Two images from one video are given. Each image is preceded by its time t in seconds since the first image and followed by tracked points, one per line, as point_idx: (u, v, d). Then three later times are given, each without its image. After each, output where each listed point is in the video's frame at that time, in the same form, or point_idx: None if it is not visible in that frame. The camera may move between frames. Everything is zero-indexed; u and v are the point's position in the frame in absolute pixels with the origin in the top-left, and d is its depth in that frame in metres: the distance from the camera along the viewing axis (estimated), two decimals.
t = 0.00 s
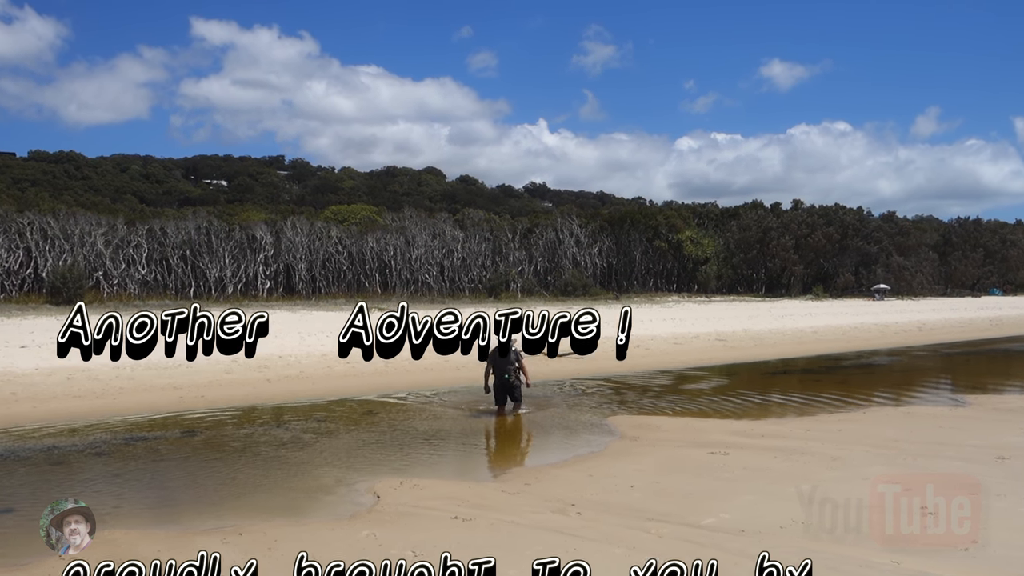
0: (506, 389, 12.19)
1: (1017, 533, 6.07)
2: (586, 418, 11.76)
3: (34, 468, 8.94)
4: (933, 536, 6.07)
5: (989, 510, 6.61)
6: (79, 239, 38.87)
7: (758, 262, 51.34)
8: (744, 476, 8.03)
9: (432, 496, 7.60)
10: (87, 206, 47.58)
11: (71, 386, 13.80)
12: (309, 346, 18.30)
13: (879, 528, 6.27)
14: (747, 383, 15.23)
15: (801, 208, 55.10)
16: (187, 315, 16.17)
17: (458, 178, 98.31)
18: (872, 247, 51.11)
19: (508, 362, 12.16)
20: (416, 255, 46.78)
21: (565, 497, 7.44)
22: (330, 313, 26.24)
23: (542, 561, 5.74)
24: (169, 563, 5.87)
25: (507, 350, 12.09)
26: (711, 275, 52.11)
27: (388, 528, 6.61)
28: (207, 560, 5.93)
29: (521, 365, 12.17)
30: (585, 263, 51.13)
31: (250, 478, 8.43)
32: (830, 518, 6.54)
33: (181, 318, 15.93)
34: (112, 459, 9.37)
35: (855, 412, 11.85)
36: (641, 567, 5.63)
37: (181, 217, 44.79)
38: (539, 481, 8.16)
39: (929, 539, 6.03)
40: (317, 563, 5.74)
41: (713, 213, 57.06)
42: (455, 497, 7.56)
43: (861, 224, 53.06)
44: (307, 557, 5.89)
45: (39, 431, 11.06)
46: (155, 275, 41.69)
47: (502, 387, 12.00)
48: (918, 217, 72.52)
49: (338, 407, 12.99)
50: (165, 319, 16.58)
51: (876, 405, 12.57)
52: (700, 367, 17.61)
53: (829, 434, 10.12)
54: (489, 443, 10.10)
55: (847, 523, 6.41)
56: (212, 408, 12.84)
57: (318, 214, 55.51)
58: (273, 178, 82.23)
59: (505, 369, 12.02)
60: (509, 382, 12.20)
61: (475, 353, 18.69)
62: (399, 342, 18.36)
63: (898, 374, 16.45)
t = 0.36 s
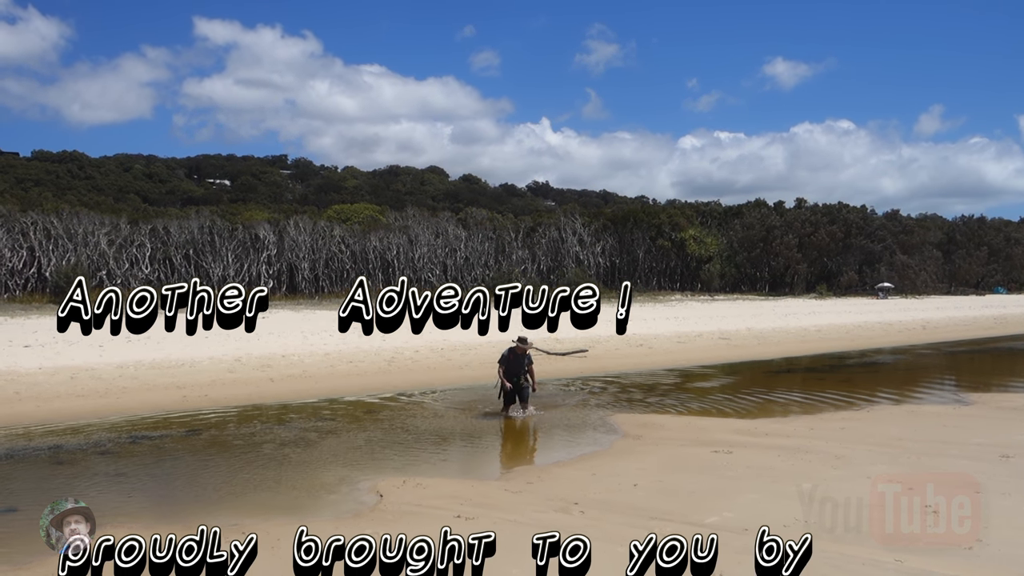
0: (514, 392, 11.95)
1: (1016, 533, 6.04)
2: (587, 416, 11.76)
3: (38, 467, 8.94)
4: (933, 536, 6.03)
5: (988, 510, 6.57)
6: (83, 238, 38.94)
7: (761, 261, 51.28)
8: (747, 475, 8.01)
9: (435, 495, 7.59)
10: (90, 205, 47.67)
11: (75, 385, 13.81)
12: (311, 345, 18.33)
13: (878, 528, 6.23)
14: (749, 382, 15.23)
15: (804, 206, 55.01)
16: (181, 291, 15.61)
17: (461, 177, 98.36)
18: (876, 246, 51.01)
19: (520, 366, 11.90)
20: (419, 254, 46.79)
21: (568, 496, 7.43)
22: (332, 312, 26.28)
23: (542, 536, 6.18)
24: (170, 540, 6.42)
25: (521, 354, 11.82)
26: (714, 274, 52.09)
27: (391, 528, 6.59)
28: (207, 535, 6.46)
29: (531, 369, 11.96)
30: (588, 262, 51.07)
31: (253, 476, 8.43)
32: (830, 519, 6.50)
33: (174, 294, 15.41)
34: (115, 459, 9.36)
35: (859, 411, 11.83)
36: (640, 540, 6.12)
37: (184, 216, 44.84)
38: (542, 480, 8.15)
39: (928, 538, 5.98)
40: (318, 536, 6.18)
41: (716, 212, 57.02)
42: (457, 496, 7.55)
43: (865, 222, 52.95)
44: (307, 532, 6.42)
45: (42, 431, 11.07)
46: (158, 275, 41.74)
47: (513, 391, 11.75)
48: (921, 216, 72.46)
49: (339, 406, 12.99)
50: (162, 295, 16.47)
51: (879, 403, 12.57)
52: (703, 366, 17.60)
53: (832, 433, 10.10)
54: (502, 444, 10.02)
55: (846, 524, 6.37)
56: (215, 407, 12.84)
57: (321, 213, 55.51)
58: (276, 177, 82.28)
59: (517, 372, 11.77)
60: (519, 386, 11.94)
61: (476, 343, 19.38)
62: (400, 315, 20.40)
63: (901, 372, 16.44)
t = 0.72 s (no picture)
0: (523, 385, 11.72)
1: (1016, 531, 5.99)
2: (589, 412, 11.76)
3: (39, 461, 8.97)
4: (932, 536, 5.95)
5: (989, 511, 6.47)
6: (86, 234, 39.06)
7: (764, 257, 51.28)
8: (748, 470, 8.01)
9: (436, 490, 7.62)
10: (93, 200, 47.75)
11: (78, 380, 13.87)
12: (313, 340, 18.36)
13: (877, 528, 6.16)
14: (752, 377, 15.23)
15: (807, 202, 54.94)
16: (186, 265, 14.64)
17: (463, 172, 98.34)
18: (878, 243, 50.94)
19: (530, 357, 11.71)
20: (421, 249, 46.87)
21: (569, 491, 7.44)
22: (334, 307, 26.33)
23: (542, 512, 6.71)
24: (171, 513, 6.94)
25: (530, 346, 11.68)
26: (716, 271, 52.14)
27: (390, 520, 6.66)
28: (206, 511, 6.99)
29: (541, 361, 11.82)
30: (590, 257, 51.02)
31: (255, 471, 8.46)
32: (828, 518, 6.42)
33: (179, 267, 14.40)
34: (117, 453, 9.40)
35: (861, 407, 11.82)
36: (640, 515, 6.67)
37: (187, 211, 44.90)
38: (542, 475, 8.15)
39: (928, 539, 5.90)
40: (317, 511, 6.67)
41: (718, 208, 57.03)
42: (457, 491, 7.57)
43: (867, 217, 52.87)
44: (306, 507, 7.00)
45: (45, 424, 11.11)
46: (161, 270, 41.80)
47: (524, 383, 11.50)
48: (924, 212, 72.33)
49: (340, 401, 13.01)
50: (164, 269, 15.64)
51: (881, 399, 12.56)
52: (704, 361, 17.61)
53: (834, 429, 10.09)
54: (507, 439, 9.97)
55: (844, 524, 6.29)
56: (217, 402, 12.87)
57: (323, 208, 55.51)
58: (278, 172, 82.34)
59: (528, 364, 11.59)
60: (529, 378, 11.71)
61: (480, 339, 19.40)
62: (400, 290, 20.94)
63: (903, 368, 16.43)
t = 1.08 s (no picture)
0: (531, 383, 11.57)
1: (1018, 531, 5.93)
2: (591, 408, 11.75)
3: (41, 456, 8.98)
4: (933, 537, 5.86)
5: (990, 511, 6.37)
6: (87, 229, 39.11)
7: (765, 253, 51.25)
8: (748, 467, 7.99)
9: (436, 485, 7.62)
10: (94, 195, 47.75)
11: (79, 374, 13.88)
12: (314, 335, 18.37)
13: (877, 528, 6.07)
14: (752, 373, 15.21)
15: (808, 198, 54.85)
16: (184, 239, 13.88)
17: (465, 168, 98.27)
18: (879, 239, 50.80)
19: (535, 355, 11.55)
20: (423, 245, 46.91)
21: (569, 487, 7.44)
22: (335, 303, 26.34)
23: (542, 486, 7.32)
24: (171, 487, 7.56)
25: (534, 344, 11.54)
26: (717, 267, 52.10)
27: (390, 516, 6.66)
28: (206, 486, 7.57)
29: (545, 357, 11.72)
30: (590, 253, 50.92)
31: (255, 466, 8.46)
32: (828, 518, 6.33)
33: (177, 245, 13.69)
34: (118, 448, 9.40)
35: (861, 403, 11.81)
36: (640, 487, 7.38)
37: (187, 207, 44.87)
38: (542, 471, 8.14)
39: (929, 540, 5.82)
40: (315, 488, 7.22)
41: (720, 204, 56.94)
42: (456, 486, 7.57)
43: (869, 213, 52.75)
44: (307, 482, 7.66)
45: (46, 419, 11.11)
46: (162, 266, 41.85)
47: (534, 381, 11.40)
48: (926, 208, 72.17)
49: (341, 396, 13.00)
50: (166, 242, 15.10)
51: (882, 396, 12.55)
52: (705, 357, 17.60)
53: (835, 425, 10.08)
54: (510, 436, 9.96)
55: (844, 525, 6.18)
56: (217, 397, 12.88)
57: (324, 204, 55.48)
58: (279, 168, 82.34)
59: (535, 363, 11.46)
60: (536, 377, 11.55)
61: (480, 335, 19.41)
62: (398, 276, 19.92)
63: (904, 365, 16.40)
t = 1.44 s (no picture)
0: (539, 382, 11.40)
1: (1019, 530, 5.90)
2: (593, 405, 11.76)
3: (42, 452, 8.99)
4: (933, 537, 5.82)
5: (991, 511, 6.31)
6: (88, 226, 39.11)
7: (765, 250, 51.31)
8: (748, 464, 8.00)
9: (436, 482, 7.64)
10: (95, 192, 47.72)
11: (80, 371, 13.89)
12: (315, 332, 18.38)
13: (877, 528, 6.03)
14: (753, 370, 15.22)
15: (809, 195, 54.81)
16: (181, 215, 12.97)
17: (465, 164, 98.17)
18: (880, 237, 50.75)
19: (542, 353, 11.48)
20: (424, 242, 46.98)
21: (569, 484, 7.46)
22: (336, 300, 26.31)
23: (541, 460, 8.02)
24: (170, 462, 8.37)
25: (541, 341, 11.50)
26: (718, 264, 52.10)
27: (391, 512, 6.68)
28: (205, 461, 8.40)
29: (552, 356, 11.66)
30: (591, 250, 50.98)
31: (256, 462, 8.46)
32: (828, 518, 6.28)
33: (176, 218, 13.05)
34: (119, 445, 9.41)
35: (862, 400, 11.82)
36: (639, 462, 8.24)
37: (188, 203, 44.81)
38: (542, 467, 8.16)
39: (929, 540, 5.77)
40: (316, 462, 8.01)
41: (720, 201, 56.90)
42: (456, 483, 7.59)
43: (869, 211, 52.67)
44: (306, 455, 8.46)
45: (47, 416, 11.13)
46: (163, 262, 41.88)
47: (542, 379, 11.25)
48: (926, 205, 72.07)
49: (342, 393, 13.02)
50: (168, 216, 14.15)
51: (882, 393, 12.56)
52: (706, 354, 17.60)
53: (835, 422, 10.09)
54: (513, 433, 9.96)
55: (844, 525, 6.12)
56: (218, 394, 12.89)
57: (325, 200, 55.52)
58: (280, 165, 82.30)
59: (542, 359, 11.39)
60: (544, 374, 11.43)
61: (480, 332, 19.43)
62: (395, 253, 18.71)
63: (904, 362, 16.41)
